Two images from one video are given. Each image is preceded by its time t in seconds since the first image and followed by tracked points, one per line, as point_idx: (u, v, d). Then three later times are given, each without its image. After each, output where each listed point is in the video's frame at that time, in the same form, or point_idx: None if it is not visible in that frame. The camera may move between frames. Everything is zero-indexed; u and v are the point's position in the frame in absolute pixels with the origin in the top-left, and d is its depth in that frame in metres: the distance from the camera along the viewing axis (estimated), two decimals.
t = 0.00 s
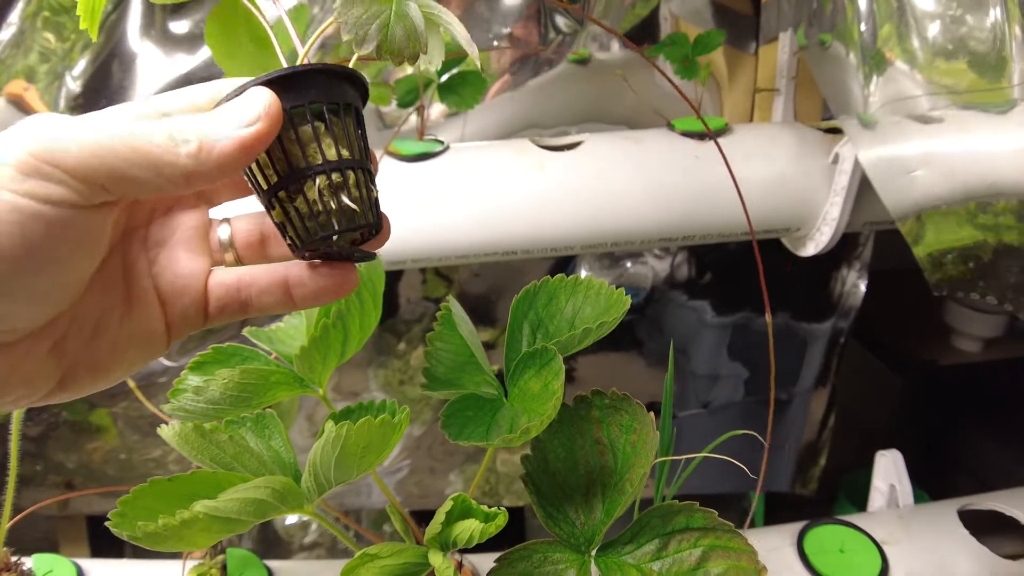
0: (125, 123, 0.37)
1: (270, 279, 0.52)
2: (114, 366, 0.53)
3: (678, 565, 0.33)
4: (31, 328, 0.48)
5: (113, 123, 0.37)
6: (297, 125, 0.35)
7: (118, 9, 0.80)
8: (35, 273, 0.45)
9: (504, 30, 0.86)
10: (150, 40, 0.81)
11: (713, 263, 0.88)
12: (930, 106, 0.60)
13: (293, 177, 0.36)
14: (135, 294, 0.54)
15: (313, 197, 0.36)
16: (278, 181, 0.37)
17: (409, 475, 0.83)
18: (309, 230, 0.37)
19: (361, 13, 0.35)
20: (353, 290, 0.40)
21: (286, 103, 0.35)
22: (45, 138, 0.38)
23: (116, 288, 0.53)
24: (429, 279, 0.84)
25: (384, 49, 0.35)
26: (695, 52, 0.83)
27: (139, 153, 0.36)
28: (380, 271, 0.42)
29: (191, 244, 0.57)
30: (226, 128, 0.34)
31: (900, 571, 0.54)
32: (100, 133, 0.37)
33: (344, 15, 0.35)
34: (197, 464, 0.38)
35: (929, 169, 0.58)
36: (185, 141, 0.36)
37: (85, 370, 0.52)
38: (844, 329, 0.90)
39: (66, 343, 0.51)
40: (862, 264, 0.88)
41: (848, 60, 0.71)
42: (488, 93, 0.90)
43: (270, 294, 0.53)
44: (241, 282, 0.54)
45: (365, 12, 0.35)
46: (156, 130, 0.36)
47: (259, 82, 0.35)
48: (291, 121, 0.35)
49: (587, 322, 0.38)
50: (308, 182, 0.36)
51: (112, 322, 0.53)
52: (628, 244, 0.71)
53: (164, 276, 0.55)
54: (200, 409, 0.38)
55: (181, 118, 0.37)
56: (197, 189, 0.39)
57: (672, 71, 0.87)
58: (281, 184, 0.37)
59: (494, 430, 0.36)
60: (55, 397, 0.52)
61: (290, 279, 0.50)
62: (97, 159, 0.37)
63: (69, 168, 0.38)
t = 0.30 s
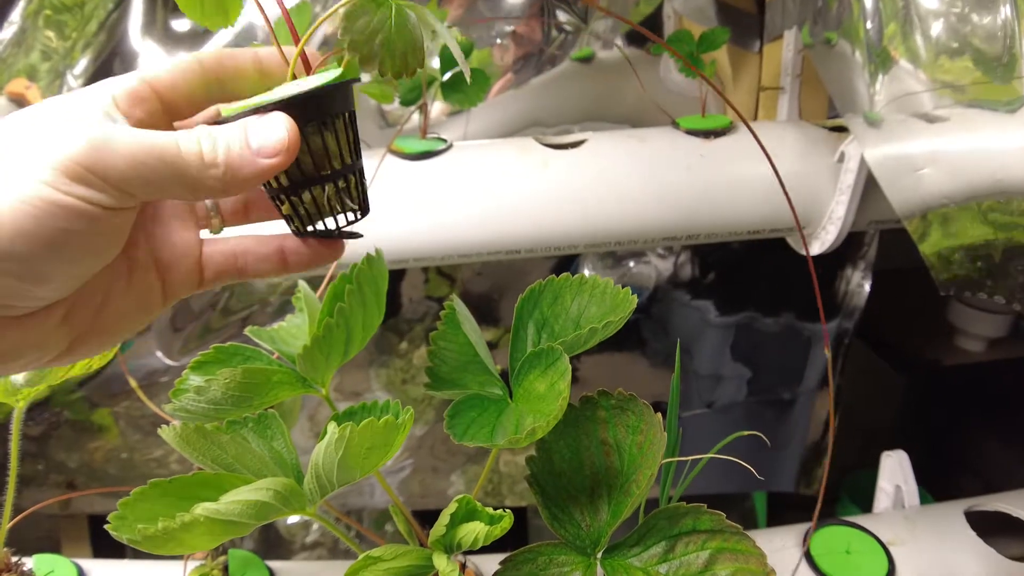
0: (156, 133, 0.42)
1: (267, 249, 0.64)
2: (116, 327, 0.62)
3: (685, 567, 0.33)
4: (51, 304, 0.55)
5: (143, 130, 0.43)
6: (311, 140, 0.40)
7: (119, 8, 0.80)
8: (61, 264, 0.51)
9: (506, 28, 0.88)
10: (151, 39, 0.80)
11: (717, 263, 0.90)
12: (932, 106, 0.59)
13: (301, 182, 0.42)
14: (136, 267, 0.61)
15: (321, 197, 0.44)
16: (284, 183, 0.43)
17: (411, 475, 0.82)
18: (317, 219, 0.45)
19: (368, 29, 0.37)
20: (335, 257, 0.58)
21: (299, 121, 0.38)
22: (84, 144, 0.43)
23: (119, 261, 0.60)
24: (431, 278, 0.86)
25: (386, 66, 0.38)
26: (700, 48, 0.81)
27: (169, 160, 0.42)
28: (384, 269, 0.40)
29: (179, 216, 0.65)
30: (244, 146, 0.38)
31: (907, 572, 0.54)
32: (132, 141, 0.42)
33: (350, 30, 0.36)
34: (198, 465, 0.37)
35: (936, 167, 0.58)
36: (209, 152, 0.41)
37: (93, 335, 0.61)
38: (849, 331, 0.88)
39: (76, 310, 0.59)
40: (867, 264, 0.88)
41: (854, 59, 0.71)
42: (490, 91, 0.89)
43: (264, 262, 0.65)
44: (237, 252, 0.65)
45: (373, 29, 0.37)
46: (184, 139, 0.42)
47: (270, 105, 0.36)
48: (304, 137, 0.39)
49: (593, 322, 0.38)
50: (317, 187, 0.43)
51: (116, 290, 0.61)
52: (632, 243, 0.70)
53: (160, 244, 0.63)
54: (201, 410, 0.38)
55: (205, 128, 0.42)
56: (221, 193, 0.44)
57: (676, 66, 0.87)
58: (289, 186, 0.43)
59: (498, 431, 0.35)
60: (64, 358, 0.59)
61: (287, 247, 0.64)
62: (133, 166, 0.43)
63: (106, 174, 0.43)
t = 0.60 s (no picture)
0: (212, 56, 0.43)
1: (257, 180, 0.67)
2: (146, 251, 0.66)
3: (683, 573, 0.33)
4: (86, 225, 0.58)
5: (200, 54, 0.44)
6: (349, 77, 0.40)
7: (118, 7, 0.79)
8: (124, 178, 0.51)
9: (507, 27, 0.86)
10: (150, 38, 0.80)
11: (719, 262, 0.88)
12: (935, 104, 0.59)
13: (334, 114, 0.43)
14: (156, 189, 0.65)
15: (354, 133, 0.44)
16: (318, 115, 0.43)
17: (411, 475, 0.82)
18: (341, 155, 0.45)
19: None
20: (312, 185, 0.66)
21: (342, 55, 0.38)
22: (144, 59, 0.44)
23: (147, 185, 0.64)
24: (431, 278, 0.85)
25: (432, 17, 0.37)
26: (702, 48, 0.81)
27: (220, 79, 0.43)
28: (381, 269, 0.40)
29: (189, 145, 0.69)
30: (293, 69, 0.39)
31: None
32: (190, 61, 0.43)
33: None
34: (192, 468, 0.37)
35: (940, 167, 0.57)
36: (260, 77, 0.42)
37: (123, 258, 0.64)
38: (850, 330, 0.88)
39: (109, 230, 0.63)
40: (869, 264, 0.87)
41: (857, 59, 0.71)
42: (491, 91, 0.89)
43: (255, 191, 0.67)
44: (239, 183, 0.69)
45: None
46: (237, 64, 0.43)
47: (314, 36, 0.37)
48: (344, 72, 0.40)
49: (591, 324, 0.37)
50: (351, 121, 0.44)
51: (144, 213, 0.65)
52: (633, 243, 0.70)
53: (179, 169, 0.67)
54: (196, 412, 0.37)
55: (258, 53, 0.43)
56: (263, 119, 0.45)
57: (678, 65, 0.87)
58: (323, 118, 0.44)
59: (494, 435, 0.35)
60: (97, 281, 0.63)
61: (274, 175, 0.66)
62: (188, 85, 0.43)
63: (165, 92, 0.44)
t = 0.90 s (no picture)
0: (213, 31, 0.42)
1: (271, 172, 0.67)
2: (143, 241, 0.64)
3: None
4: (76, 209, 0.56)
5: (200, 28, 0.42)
6: (360, 55, 0.39)
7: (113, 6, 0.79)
8: (111, 157, 0.51)
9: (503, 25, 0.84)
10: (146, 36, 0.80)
11: (716, 261, 0.88)
12: (934, 102, 0.59)
13: (347, 101, 0.41)
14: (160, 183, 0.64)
15: (365, 119, 0.41)
16: (331, 99, 0.42)
17: (408, 474, 0.82)
18: (355, 149, 0.43)
19: None
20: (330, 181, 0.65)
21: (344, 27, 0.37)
22: (136, 30, 0.42)
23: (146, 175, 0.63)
24: (428, 277, 0.85)
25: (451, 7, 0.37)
26: (698, 45, 0.80)
27: (220, 58, 0.42)
28: (367, 268, 0.40)
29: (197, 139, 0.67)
30: (297, 53, 0.38)
31: None
32: (188, 38, 0.42)
33: None
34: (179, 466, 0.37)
35: (936, 165, 0.57)
36: (260, 52, 0.41)
37: (119, 246, 0.63)
38: (848, 329, 0.88)
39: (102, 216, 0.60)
40: (867, 263, 0.87)
41: (852, 57, 0.70)
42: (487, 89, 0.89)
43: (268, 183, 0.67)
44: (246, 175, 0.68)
45: None
46: (237, 39, 0.42)
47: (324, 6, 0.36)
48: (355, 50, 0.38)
49: (579, 324, 0.37)
50: (363, 105, 0.41)
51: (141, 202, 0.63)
52: (628, 242, 0.70)
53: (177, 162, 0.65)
54: (183, 412, 0.37)
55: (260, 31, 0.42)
56: (263, 99, 0.44)
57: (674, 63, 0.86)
58: (335, 104, 0.42)
59: (480, 436, 0.35)
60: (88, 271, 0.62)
61: (288, 167, 0.66)
62: (182, 62, 0.42)
63: (157, 67, 0.43)
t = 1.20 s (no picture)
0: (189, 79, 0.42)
1: (251, 202, 0.66)
2: (117, 270, 0.64)
3: (685, 571, 0.32)
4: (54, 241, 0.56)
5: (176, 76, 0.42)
6: (339, 104, 0.39)
7: (115, 5, 0.79)
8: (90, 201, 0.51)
9: (507, 23, 0.86)
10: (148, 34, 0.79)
11: (720, 260, 0.88)
12: (938, 100, 0.58)
13: (325, 145, 0.41)
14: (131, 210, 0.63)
15: (343, 164, 0.42)
16: (308, 147, 0.42)
17: (412, 473, 0.82)
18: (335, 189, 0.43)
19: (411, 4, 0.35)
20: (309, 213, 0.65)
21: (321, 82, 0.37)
22: (114, 78, 0.43)
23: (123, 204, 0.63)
24: (432, 274, 0.85)
25: (425, 44, 0.37)
26: (703, 42, 0.80)
27: (195, 106, 0.42)
28: (379, 263, 0.40)
29: (178, 169, 0.67)
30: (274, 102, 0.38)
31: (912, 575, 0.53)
32: (163, 84, 0.42)
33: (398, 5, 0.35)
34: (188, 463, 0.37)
35: (942, 163, 0.57)
36: (237, 102, 0.41)
37: (93, 275, 0.62)
38: (853, 327, 0.87)
39: (78, 246, 0.60)
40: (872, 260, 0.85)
41: (860, 54, 0.70)
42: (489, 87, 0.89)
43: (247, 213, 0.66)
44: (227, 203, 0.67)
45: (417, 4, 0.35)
46: (213, 88, 0.42)
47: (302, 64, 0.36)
48: (334, 101, 0.38)
49: (590, 319, 0.37)
50: (342, 152, 0.42)
51: (116, 233, 0.63)
52: (634, 240, 0.70)
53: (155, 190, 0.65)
54: (191, 408, 0.37)
55: (237, 80, 0.42)
56: (238, 148, 0.44)
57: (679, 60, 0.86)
58: (312, 150, 0.42)
59: (492, 431, 0.34)
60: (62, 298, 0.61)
61: (266, 198, 0.65)
62: (156, 109, 0.42)
63: (132, 112, 0.43)
